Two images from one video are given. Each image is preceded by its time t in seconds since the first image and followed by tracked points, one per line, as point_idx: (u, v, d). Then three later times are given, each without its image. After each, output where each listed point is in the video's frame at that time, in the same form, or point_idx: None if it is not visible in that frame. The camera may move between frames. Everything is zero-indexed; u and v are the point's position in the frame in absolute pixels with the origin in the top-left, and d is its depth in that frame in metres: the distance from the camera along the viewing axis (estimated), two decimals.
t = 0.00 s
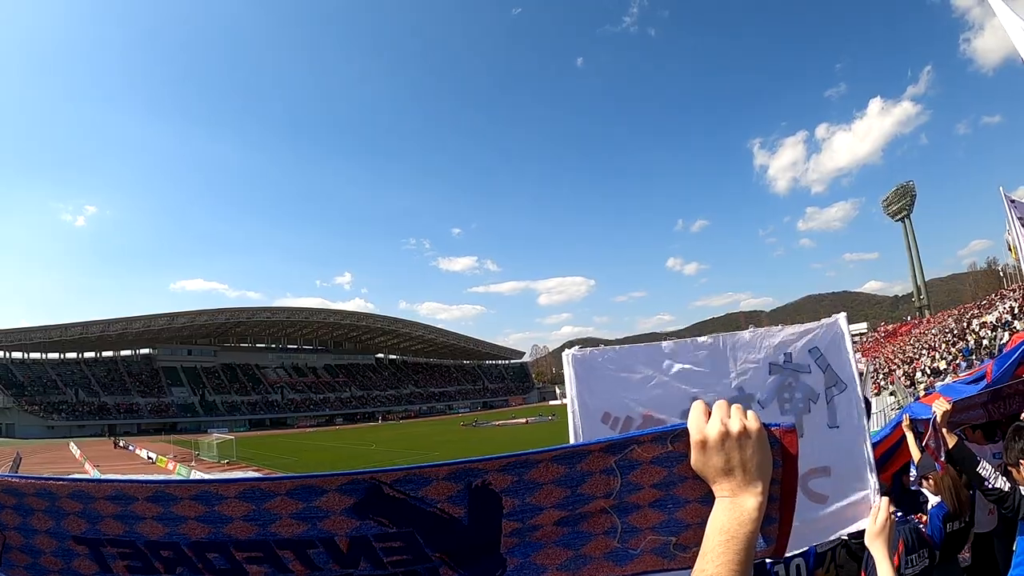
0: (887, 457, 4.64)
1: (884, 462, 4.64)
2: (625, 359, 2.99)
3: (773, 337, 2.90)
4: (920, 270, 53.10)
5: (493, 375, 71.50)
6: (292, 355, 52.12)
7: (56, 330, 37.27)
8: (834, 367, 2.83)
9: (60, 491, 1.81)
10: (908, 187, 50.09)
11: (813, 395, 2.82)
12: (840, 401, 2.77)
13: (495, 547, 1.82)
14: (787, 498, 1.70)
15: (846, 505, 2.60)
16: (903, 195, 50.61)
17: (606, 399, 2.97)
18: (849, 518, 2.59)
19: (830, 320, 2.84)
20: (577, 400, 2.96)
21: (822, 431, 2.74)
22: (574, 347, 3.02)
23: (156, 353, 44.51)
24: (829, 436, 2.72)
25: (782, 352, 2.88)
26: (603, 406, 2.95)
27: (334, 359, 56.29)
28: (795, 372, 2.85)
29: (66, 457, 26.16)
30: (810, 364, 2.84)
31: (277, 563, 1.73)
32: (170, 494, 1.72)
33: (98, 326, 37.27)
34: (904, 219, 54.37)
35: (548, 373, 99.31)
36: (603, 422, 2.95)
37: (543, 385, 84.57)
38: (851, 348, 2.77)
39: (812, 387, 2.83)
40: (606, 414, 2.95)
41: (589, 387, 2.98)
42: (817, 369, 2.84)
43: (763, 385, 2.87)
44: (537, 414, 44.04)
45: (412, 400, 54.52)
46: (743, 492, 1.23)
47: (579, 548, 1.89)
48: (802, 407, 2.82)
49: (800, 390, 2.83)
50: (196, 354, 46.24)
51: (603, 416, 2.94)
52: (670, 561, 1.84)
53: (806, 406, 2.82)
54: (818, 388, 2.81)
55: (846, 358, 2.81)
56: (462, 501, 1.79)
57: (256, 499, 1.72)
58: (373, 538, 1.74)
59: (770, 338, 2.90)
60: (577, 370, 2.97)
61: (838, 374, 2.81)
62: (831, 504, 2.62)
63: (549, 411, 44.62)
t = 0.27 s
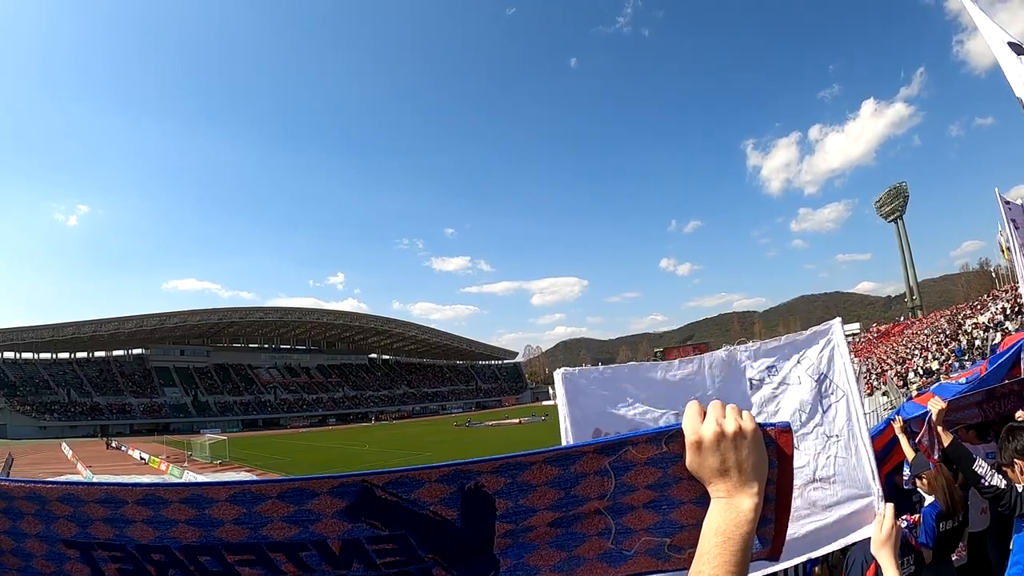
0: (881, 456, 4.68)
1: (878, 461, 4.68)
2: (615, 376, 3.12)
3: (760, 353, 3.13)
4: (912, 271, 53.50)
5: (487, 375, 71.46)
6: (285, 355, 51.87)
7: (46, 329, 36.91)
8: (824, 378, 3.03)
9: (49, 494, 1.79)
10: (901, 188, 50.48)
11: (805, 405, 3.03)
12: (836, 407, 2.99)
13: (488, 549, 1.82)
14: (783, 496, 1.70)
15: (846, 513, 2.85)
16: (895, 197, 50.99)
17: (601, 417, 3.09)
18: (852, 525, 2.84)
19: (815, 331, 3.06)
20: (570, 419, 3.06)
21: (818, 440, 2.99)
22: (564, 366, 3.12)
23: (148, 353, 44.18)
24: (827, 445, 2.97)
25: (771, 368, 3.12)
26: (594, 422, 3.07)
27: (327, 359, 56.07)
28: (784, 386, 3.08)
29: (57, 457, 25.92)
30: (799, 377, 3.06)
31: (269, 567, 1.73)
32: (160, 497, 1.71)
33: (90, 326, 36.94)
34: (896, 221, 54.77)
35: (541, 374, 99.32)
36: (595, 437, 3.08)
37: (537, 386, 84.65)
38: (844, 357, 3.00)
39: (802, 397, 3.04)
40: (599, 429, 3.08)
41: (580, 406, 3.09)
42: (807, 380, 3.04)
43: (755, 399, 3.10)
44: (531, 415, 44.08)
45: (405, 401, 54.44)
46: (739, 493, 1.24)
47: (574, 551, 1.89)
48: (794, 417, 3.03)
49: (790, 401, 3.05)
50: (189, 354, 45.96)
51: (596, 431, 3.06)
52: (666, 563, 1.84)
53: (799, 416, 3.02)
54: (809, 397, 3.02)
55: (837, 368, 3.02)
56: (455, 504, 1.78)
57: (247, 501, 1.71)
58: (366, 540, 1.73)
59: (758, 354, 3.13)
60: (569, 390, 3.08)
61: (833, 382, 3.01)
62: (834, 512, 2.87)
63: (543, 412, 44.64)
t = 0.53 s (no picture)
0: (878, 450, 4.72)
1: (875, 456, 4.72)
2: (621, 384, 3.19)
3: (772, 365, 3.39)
4: (904, 271, 53.98)
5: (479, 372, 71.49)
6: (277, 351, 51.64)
7: (36, 325, 36.53)
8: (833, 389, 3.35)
9: (41, 486, 1.77)
10: (893, 189, 50.88)
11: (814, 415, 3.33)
12: (847, 419, 3.32)
13: (490, 541, 1.83)
14: (784, 484, 1.71)
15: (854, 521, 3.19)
16: (888, 197, 51.40)
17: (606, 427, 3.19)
18: (861, 533, 3.17)
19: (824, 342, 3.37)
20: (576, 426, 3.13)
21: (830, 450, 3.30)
22: (573, 371, 3.14)
23: (139, 349, 43.85)
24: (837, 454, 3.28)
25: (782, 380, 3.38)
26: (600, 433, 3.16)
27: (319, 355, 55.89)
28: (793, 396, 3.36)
29: (47, 453, 25.70)
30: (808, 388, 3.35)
31: (265, 560, 1.72)
32: (157, 487, 1.71)
33: (80, 321, 36.60)
34: (889, 221, 55.21)
35: (533, 371, 99.42)
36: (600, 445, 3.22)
37: (530, 383, 84.74)
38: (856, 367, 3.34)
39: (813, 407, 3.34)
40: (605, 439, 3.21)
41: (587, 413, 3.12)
42: (816, 391, 3.35)
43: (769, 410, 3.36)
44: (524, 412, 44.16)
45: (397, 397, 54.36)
46: (740, 480, 1.25)
47: (577, 541, 1.90)
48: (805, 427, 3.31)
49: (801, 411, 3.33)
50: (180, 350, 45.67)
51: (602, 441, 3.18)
52: (667, 552, 1.86)
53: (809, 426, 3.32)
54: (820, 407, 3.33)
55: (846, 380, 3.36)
56: (456, 494, 1.79)
57: (244, 491, 1.71)
58: (366, 532, 1.73)
59: (771, 367, 3.40)
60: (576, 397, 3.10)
61: (845, 392, 3.34)
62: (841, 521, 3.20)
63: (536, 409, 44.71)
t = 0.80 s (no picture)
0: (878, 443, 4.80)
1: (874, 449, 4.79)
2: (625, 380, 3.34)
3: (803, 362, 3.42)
4: (894, 269, 54.58)
5: (470, 367, 71.59)
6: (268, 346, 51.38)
7: (25, 318, 36.07)
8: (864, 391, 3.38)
9: (39, 478, 1.76)
10: (884, 187, 51.34)
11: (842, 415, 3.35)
12: (873, 424, 3.36)
13: (492, 529, 1.84)
14: (783, 474, 1.73)
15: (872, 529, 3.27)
16: (879, 195, 51.84)
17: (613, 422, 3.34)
18: (875, 543, 3.25)
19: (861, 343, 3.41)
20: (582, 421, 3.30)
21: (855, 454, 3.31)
22: (579, 366, 3.32)
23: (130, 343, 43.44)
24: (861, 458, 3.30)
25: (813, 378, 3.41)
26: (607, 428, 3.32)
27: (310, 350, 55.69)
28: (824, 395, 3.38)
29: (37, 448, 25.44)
30: (839, 387, 3.37)
31: (267, 551, 1.71)
32: (157, 480, 1.70)
33: (70, 315, 36.17)
34: (880, 219, 55.74)
35: (523, 366, 99.58)
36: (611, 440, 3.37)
37: (522, 378, 84.92)
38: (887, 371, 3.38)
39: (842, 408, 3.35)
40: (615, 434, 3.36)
41: (594, 407, 3.30)
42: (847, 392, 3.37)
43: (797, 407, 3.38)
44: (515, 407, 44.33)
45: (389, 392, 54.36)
46: (742, 471, 1.25)
47: (578, 532, 1.92)
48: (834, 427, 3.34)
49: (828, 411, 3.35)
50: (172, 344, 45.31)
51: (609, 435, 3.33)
52: (666, 544, 1.88)
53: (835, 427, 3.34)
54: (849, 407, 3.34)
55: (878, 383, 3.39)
56: (459, 485, 1.80)
57: (245, 483, 1.70)
58: (368, 523, 1.73)
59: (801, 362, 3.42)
60: (584, 391, 3.28)
61: (874, 396, 3.38)
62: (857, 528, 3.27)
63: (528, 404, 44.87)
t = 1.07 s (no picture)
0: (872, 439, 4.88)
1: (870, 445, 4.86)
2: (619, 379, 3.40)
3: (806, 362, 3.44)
4: (884, 266, 55.10)
5: (461, 365, 71.51)
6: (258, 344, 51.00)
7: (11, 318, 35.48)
8: (865, 392, 3.40)
9: (30, 490, 1.73)
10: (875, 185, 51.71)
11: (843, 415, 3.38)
12: (875, 426, 3.37)
13: (487, 539, 1.84)
14: (779, 479, 1.71)
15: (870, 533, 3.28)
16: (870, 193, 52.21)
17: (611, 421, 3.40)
18: (875, 545, 3.27)
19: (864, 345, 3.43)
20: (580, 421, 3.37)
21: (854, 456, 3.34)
22: (577, 368, 3.38)
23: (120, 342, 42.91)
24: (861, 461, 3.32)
25: (815, 378, 3.43)
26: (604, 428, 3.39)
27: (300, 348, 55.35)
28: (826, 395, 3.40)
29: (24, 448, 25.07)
30: (841, 388, 3.39)
31: (262, 563, 1.70)
32: (148, 492, 1.67)
33: (58, 314, 35.63)
34: (870, 217, 56.20)
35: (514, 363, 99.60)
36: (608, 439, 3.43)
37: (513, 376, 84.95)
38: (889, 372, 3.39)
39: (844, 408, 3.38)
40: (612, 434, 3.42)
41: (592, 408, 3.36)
42: (848, 394, 3.39)
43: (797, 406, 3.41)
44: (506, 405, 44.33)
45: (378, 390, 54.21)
46: (738, 480, 1.26)
47: (572, 541, 1.92)
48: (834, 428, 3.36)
49: (829, 410, 3.38)
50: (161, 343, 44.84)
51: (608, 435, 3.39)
52: (661, 552, 1.89)
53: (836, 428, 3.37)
54: (850, 408, 3.37)
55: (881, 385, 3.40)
56: (452, 496, 1.79)
57: (238, 495, 1.68)
58: (361, 534, 1.72)
59: (803, 363, 3.44)
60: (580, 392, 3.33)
61: (875, 397, 3.39)
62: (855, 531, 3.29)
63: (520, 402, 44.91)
